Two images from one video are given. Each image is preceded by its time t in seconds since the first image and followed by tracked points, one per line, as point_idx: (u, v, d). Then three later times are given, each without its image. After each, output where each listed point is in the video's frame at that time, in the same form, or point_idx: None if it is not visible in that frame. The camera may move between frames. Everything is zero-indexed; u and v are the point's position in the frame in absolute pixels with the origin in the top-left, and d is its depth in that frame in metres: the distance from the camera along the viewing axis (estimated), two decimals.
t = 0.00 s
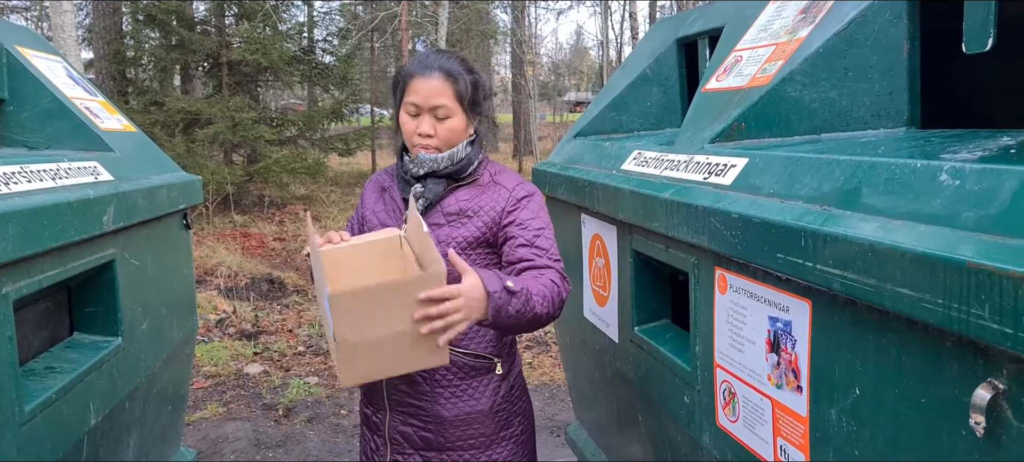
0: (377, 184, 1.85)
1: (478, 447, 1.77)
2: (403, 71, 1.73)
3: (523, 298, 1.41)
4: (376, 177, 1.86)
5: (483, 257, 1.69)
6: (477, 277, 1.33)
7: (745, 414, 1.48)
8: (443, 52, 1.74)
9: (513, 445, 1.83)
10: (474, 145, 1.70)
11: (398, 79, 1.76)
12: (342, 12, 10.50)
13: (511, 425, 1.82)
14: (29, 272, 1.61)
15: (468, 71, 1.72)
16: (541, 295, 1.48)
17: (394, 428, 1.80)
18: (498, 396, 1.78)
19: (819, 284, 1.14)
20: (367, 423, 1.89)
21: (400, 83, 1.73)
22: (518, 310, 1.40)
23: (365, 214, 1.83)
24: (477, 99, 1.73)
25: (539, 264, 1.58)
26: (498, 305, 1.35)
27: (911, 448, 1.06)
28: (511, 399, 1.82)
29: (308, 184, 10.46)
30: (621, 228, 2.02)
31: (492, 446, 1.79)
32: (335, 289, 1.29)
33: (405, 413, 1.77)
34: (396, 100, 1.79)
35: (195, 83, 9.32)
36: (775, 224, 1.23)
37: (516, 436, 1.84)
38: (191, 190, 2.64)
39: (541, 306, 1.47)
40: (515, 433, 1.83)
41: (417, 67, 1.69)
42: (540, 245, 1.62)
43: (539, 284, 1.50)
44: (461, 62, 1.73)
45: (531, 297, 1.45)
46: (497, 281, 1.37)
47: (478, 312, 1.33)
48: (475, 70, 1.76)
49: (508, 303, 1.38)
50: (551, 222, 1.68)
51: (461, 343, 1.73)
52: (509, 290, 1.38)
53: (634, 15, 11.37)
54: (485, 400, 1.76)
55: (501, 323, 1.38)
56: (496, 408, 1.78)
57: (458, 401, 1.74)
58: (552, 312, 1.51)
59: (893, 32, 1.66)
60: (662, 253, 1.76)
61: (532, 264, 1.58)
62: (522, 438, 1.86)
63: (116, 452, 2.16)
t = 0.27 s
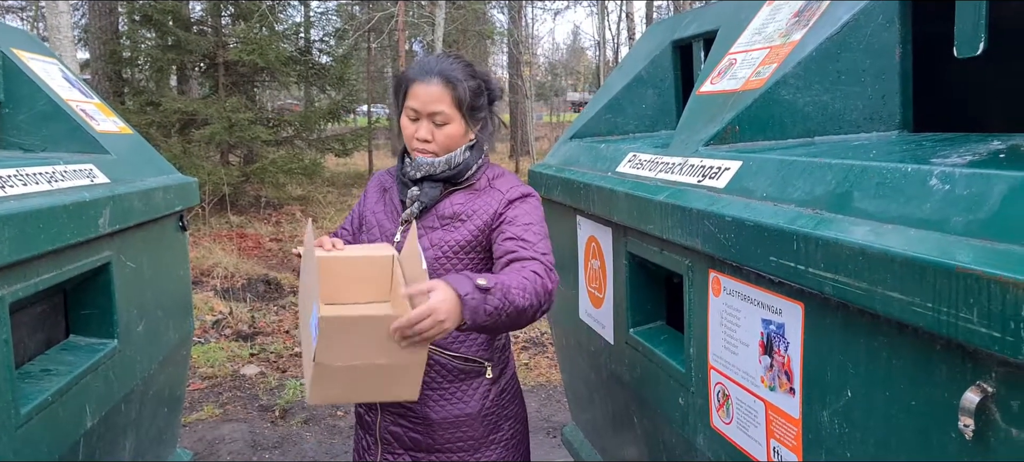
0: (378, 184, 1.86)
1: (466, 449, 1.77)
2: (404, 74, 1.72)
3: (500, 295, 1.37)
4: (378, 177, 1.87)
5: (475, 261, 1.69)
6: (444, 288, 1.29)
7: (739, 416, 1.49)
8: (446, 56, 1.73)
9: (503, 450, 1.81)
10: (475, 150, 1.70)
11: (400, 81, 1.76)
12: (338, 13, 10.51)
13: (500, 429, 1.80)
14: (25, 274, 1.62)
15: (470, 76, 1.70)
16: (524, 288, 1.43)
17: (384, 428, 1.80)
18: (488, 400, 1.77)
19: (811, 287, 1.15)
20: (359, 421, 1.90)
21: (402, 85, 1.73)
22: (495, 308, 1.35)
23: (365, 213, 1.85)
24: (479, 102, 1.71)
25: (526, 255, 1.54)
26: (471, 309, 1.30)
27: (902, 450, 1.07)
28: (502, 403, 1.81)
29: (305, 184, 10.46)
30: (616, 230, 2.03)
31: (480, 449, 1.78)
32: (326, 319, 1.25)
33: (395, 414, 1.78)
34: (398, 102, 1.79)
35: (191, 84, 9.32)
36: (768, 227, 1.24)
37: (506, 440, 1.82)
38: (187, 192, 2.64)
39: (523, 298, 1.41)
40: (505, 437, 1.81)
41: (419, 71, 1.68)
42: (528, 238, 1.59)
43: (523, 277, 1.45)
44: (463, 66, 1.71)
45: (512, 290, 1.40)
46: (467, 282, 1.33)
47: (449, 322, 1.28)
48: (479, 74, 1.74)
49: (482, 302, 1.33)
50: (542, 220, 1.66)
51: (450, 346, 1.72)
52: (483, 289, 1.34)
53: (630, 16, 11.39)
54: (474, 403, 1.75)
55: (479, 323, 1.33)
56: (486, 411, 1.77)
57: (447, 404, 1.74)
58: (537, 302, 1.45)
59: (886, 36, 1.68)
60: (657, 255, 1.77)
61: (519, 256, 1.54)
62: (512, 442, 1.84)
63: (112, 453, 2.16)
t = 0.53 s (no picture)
0: (379, 187, 1.88)
1: (458, 453, 1.76)
2: (415, 69, 1.76)
3: (470, 308, 1.35)
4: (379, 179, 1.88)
5: (469, 264, 1.69)
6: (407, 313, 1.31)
7: (735, 419, 1.50)
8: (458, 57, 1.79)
9: (497, 454, 1.81)
10: (474, 153, 1.72)
11: (408, 77, 1.79)
12: (336, 13, 10.50)
13: (494, 433, 1.79)
14: (25, 278, 1.62)
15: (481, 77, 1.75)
16: (504, 298, 1.41)
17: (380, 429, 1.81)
18: (481, 404, 1.77)
19: (808, 292, 1.16)
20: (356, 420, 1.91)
21: (410, 79, 1.76)
22: (469, 325, 1.33)
23: (365, 214, 1.85)
24: (488, 105, 1.76)
25: (511, 261, 1.51)
26: (440, 329, 1.30)
27: (896, 453, 1.08)
28: (495, 407, 1.80)
29: (302, 184, 10.46)
30: (613, 233, 2.04)
31: (473, 453, 1.78)
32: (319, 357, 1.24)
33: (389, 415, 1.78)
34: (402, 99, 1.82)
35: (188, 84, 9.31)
36: (765, 232, 1.25)
37: (500, 444, 1.81)
38: (185, 194, 2.64)
39: (501, 309, 1.39)
40: (498, 441, 1.80)
41: (431, 65, 1.73)
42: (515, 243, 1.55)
43: (503, 287, 1.43)
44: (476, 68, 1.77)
45: (485, 303, 1.38)
46: (429, 302, 1.32)
47: (420, 338, 1.28)
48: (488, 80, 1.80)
49: (452, 320, 1.32)
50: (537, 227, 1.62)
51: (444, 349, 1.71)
52: (448, 306, 1.33)
53: (627, 17, 11.40)
54: (466, 408, 1.75)
55: (455, 340, 1.32)
56: (479, 416, 1.76)
57: (439, 408, 1.73)
58: (521, 311, 1.43)
59: (881, 40, 1.67)
60: (654, 258, 1.78)
61: (503, 263, 1.51)
62: (507, 446, 1.83)
63: (111, 455, 2.17)
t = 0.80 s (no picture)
0: (380, 188, 1.88)
1: (460, 454, 1.76)
2: (416, 71, 1.77)
3: (452, 326, 1.47)
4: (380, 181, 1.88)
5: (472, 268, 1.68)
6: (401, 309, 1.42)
7: (737, 418, 1.50)
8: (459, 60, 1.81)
9: (499, 454, 1.81)
10: (476, 154, 1.73)
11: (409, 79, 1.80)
12: (333, 12, 10.50)
13: (496, 433, 1.79)
14: (26, 279, 1.62)
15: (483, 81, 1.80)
16: (488, 327, 1.52)
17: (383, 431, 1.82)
18: (483, 405, 1.77)
19: (809, 293, 1.16)
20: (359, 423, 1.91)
21: (412, 82, 1.77)
22: (443, 338, 1.46)
23: (366, 216, 1.84)
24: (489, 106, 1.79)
25: (504, 289, 1.59)
26: (417, 334, 1.42)
27: (898, 454, 1.08)
28: (498, 407, 1.80)
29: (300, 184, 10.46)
30: (614, 233, 2.04)
31: (475, 454, 1.77)
32: (309, 387, 1.16)
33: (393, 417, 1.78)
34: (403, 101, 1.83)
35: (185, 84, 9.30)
36: (766, 233, 1.25)
37: (502, 445, 1.81)
38: (185, 195, 2.64)
39: (478, 336, 1.51)
40: (500, 442, 1.81)
41: (435, 68, 1.75)
42: (514, 270, 1.60)
43: (487, 314, 1.54)
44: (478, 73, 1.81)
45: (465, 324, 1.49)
46: (420, 306, 1.44)
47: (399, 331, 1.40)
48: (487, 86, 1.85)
49: (431, 330, 1.44)
50: (535, 246, 1.66)
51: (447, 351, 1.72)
52: (436, 314, 1.45)
53: (625, 17, 11.42)
54: (469, 409, 1.75)
55: (423, 345, 1.45)
56: (481, 416, 1.77)
57: (442, 409, 1.74)
58: (498, 341, 1.55)
59: (881, 41, 1.68)
60: (654, 259, 1.78)
61: (497, 291, 1.58)
62: (509, 446, 1.84)
63: (112, 456, 2.17)
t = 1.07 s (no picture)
0: (385, 188, 1.86)
1: (465, 455, 1.76)
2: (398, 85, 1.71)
3: (462, 312, 1.56)
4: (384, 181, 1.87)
5: (483, 269, 1.71)
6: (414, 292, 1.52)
7: (740, 419, 1.50)
8: (439, 60, 1.70)
9: (503, 455, 1.81)
10: (483, 154, 1.72)
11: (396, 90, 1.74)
12: (332, 12, 10.50)
13: (501, 434, 1.80)
14: (30, 279, 1.62)
15: (460, 83, 1.67)
16: (499, 322, 1.59)
17: (388, 432, 1.82)
18: (488, 406, 1.77)
19: (813, 293, 1.17)
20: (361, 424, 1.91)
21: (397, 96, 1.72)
22: (450, 323, 1.55)
23: (372, 218, 1.84)
24: (476, 105, 1.68)
25: (520, 290, 1.63)
26: (427, 316, 1.52)
27: (902, 454, 1.09)
28: (502, 408, 1.81)
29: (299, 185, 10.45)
30: (616, 234, 2.04)
31: (480, 455, 1.78)
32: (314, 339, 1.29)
33: (397, 418, 1.79)
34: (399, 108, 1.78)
35: (184, 84, 9.29)
36: (771, 233, 1.25)
37: (507, 446, 1.82)
38: (186, 195, 2.64)
39: (489, 329, 1.58)
40: (505, 443, 1.81)
41: (411, 81, 1.67)
42: (528, 271, 1.64)
43: (501, 309, 1.60)
44: (454, 73, 1.68)
45: (476, 313, 1.57)
46: (432, 289, 1.55)
47: (412, 305, 1.51)
48: (474, 79, 1.72)
49: (440, 313, 1.54)
50: (548, 246, 1.69)
51: (454, 352, 1.73)
52: (447, 299, 1.55)
53: (623, 17, 11.42)
54: (474, 410, 1.75)
55: (433, 328, 1.55)
56: (486, 418, 1.77)
57: (448, 410, 1.74)
58: (510, 338, 1.61)
59: (884, 43, 1.69)
60: (657, 259, 1.78)
61: (512, 292, 1.62)
62: (513, 447, 1.84)
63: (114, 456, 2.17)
